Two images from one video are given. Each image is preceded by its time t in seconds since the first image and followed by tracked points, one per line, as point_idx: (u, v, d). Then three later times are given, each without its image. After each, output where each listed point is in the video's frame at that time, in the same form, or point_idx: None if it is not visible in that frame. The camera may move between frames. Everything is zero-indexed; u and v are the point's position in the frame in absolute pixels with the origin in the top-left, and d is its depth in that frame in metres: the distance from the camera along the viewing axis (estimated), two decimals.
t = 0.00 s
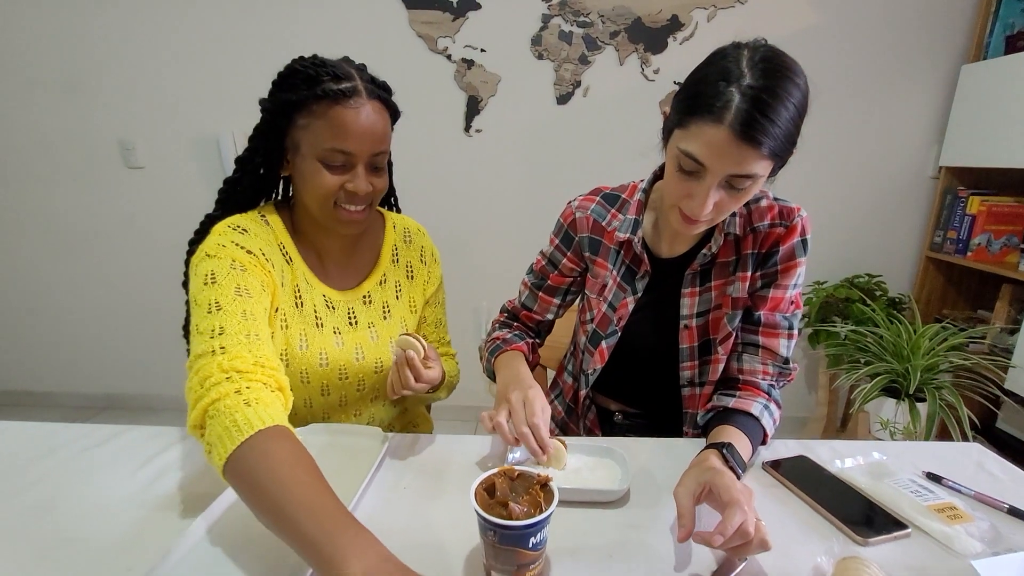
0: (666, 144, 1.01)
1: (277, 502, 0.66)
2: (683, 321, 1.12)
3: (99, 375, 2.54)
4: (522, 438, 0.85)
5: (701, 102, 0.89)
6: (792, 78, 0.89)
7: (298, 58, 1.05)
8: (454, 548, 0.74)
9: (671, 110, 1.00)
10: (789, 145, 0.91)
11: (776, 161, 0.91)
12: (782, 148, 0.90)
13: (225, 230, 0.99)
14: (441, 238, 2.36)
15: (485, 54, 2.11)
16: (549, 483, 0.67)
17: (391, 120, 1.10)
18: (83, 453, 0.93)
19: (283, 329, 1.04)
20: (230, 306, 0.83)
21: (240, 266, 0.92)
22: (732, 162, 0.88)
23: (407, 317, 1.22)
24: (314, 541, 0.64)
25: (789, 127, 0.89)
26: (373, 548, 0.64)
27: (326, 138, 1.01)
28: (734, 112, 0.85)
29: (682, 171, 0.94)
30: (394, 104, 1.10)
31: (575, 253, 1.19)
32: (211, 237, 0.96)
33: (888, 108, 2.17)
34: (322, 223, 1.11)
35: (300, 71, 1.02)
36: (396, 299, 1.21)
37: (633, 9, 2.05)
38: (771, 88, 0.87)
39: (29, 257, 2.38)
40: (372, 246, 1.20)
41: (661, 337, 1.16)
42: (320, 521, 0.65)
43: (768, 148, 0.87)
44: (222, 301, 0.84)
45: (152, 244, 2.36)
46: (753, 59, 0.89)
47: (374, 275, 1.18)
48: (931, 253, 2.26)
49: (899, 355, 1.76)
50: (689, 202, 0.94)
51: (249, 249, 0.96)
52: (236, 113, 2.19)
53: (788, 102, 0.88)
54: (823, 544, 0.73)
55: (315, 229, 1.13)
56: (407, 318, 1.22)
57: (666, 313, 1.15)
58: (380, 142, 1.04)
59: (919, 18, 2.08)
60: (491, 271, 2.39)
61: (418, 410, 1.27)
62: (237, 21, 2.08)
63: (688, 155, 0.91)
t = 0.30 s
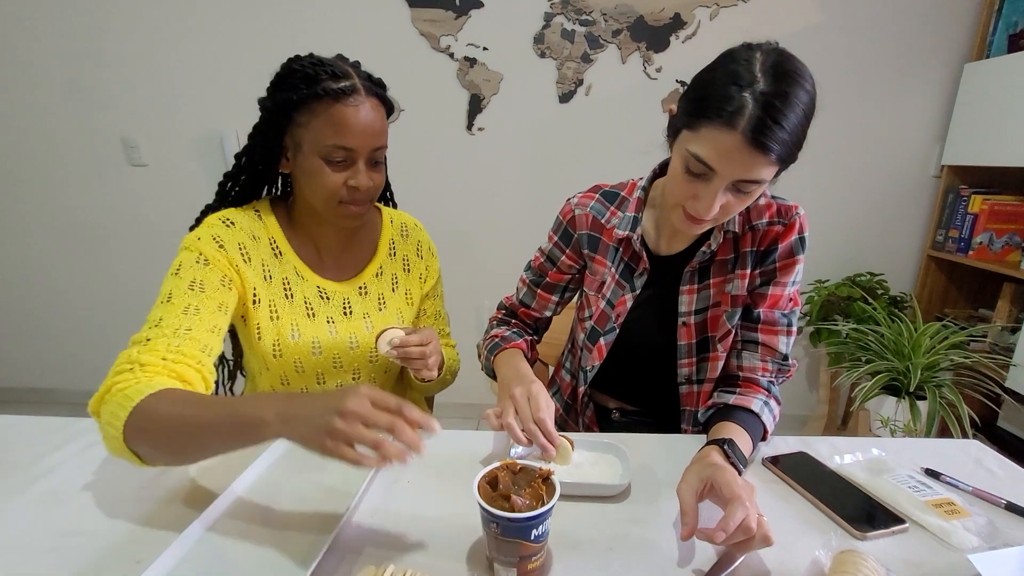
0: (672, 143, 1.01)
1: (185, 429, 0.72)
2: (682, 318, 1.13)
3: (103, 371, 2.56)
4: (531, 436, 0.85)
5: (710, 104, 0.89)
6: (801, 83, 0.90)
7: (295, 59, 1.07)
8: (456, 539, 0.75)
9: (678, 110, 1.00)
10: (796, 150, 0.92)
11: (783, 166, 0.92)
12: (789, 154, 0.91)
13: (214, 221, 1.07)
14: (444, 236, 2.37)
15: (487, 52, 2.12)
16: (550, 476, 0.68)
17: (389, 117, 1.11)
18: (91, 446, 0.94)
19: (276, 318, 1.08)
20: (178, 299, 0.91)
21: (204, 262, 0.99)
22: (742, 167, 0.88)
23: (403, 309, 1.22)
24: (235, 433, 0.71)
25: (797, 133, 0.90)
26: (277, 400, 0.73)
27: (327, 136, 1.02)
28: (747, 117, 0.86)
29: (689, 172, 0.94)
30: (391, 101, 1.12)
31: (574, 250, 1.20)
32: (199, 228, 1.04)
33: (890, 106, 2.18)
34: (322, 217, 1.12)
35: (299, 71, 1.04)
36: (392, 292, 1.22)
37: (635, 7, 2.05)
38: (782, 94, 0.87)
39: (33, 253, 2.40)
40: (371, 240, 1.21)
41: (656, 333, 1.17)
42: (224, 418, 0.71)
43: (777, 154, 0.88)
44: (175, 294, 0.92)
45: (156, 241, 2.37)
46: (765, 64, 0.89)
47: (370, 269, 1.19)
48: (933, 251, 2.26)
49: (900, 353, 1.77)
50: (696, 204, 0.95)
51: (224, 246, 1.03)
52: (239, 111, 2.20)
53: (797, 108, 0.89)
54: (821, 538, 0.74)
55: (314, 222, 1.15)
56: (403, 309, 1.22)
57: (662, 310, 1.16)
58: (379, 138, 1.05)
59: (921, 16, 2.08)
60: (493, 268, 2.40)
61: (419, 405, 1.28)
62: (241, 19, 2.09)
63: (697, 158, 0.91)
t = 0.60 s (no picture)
0: (683, 143, 1.01)
1: (186, 396, 0.92)
2: (689, 318, 1.13)
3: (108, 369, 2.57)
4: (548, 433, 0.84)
5: (725, 105, 0.89)
6: (815, 87, 0.90)
7: (291, 62, 1.09)
8: (462, 535, 0.76)
9: (691, 110, 0.99)
10: (808, 154, 0.93)
11: (794, 170, 0.93)
12: (801, 157, 0.91)
13: (208, 221, 1.13)
14: (447, 235, 2.37)
15: (491, 52, 2.12)
16: (554, 474, 0.68)
17: (376, 121, 1.12)
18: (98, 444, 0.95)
19: (263, 309, 1.13)
20: (165, 302, 1.03)
21: (190, 266, 1.06)
22: (754, 169, 0.88)
23: (392, 303, 1.23)
24: (229, 386, 0.93)
25: (810, 136, 0.91)
26: (247, 353, 0.94)
27: (308, 137, 1.03)
28: (762, 120, 0.86)
29: (700, 172, 0.94)
30: (379, 106, 1.12)
31: (580, 249, 1.19)
32: (192, 229, 1.11)
33: (895, 106, 2.17)
34: (308, 216, 1.14)
35: (287, 73, 1.05)
36: (382, 288, 1.23)
37: (639, 7, 2.05)
38: (796, 97, 0.87)
39: (39, 252, 2.41)
40: (360, 239, 1.22)
41: (651, 330, 1.18)
42: (214, 380, 0.92)
43: (790, 157, 0.88)
44: (163, 298, 1.04)
45: (160, 240, 2.38)
46: (780, 67, 0.90)
47: (360, 265, 1.21)
48: (938, 251, 2.26)
49: (904, 353, 1.77)
50: (706, 205, 0.94)
51: (211, 249, 1.09)
52: (243, 111, 2.21)
53: (811, 112, 0.89)
54: (823, 535, 0.74)
55: (304, 220, 1.18)
56: (392, 304, 1.23)
57: (663, 309, 1.17)
58: (361, 142, 1.05)
59: (926, 15, 2.07)
60: (496, 267, 2.41)
61: (416, 403, 1.30)
62: (245, 18, 2.10)
63: (709, 158, 0.91)
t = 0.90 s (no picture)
0: (688, 141, 1.01)
1: (183, 384, 0.94)
2: (693, 317, 1.13)
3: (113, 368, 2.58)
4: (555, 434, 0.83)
5: (732, 102, 0.89)
6: (822, 86, 0.90)
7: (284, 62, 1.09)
8: (465, 534, 0.76)
9: (697, 107, 0.99)
10: (813, 153, 0.92)
11: (800, 169, 0.93)
12: (807, 156, 0.91)
13: (205, 219, 1.14)
14: (450, 234, 2.37)
15: (494, 51, 2.12)
16: (557, 472, 0.69)
17: (367, 121, 1.12)
18: (104, 441, 0.95)
19: (255, 303, 1.13)
20: (165, 298, 1.05)
21: (187, 264, 1.08)
22: (760, 167, 0.88)
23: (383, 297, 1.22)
24: (224, 373, 0.95)
25: (816, 135, 0.90)
26: (239, 340, 0.96)
27: (298, 135, 1.04)
28: (768, 117, 0.85)
29: (706, 169, 0.94)
30: (370, 106, 1.12)
31: (584, 249, 1.20)
32: (189, 227, 1.13)
33: (900, 104, 2.16)
34: (300, 214, 1.15)
35: (279, 73, 1.06)
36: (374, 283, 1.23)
37: (643, 6, 2.05)
38: (803, 96, 0.87)
39: (45, 251, 2.42)
40: (352, 237, 1.22)
41: (649, 327, 1.18)
42: (210, 368, 0.95)
43: (796, 156, 0.88)
44: (162, 295, 1.06)
45: (165, 238, 2.39)
46: (788, 65, 0.89)
47: (353, 261, 1.21)
48: (943, 251, 2.25)
49: (908, 353, 1.76)
50: (711, 202, 0.94)
51: (206, 247, 1.10)
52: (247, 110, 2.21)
53: (817, 110, 0.89)
54: (826, 535, 0.74)
55: (297, 217, 1.18)
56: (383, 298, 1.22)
57: (664, 307, 1.17)
58: (350, 140, 1.06)
59: (932, 13, 2.06)
60: (499, 266, 2.41)
61: (414, 401, 1.30)
62: (249, 18, 2.10)
63: (715, 156, 0.90)
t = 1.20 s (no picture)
0: (687, 137, 1.01)
1: (187, 378, 0.95)
2: (696, 316, 1.13)
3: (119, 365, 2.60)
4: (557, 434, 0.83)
5: (730, 99, 0.89)
6: (821, 82, 0.90)
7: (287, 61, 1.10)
8: (470, 530, 0.76)
9: (695, 104, 0.99)
10: (813, 149, 0.92)
11: (799, 165, 0.92)
12: (807, 152, 0.91)
13: (210, 219, 1.15)
14: (454, 233, 2.38)
15: (499, 50, 2.12)
16: (559, 469, 0.68)
17: (370, 119, 1.13)
18: (113, 436, 0.96)
19: (261, 301, 1.14)
20: (171, 297, 1.06)
21: (192, 263, 1.08)
22: (759, 164, 0.88)
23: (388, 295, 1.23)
24: (227, 366, 0.96)
25: (816, 130, 0.90)
26: (241, 332, 0.96)
27: (299, 133, 1.04)
28: (767, 113, 0.85)
29: (704, 166, 0.94)
30: (373, 104, 1.12)
31: (582, 248, 1.20)
32: (194, 226, 1.13)
33: (906, 102, 2.15)
34: (303, 212, 1.16)
35: (281, 72, 1.06)
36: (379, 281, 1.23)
37: (647, 4, 2.04)
38: (802, 92, 0.87)
39: (52, 250, 2.44)
40: (356, 235, 1.23)
41: (654, 326, 1.18)
42: (213, 362, 0.95)
43: (795, 152, 0.88)
44: (168, 294, 1.06)
45: (170, 237, 2.40)
46: (787, 61, 0.89)
47: (358, 259, 1.21)
48: (949, 249, 2.24)
49: (914, 352, 1.75)
50: (710, 199, 0.94)
51: (212, 246, 1.11)
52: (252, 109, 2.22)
53: (816, 106, 0.89)
54: (829, 534, 0.74)
55: (300, 216, 1.19)
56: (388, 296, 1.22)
57: (667, 306, 1.17)
58: (352, 138, 1.06)
59: (938, 10, 2.05)
60: (503, 265, 2.41)
61: (418, 398, 1.31)
62: (254, 17, 2.11)
63: (714, 153, 0.90)
